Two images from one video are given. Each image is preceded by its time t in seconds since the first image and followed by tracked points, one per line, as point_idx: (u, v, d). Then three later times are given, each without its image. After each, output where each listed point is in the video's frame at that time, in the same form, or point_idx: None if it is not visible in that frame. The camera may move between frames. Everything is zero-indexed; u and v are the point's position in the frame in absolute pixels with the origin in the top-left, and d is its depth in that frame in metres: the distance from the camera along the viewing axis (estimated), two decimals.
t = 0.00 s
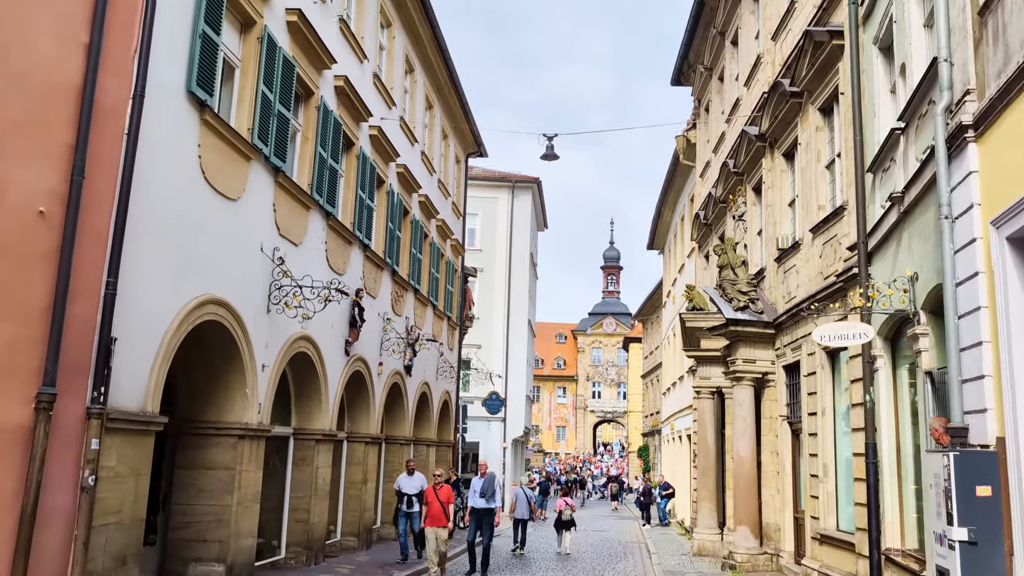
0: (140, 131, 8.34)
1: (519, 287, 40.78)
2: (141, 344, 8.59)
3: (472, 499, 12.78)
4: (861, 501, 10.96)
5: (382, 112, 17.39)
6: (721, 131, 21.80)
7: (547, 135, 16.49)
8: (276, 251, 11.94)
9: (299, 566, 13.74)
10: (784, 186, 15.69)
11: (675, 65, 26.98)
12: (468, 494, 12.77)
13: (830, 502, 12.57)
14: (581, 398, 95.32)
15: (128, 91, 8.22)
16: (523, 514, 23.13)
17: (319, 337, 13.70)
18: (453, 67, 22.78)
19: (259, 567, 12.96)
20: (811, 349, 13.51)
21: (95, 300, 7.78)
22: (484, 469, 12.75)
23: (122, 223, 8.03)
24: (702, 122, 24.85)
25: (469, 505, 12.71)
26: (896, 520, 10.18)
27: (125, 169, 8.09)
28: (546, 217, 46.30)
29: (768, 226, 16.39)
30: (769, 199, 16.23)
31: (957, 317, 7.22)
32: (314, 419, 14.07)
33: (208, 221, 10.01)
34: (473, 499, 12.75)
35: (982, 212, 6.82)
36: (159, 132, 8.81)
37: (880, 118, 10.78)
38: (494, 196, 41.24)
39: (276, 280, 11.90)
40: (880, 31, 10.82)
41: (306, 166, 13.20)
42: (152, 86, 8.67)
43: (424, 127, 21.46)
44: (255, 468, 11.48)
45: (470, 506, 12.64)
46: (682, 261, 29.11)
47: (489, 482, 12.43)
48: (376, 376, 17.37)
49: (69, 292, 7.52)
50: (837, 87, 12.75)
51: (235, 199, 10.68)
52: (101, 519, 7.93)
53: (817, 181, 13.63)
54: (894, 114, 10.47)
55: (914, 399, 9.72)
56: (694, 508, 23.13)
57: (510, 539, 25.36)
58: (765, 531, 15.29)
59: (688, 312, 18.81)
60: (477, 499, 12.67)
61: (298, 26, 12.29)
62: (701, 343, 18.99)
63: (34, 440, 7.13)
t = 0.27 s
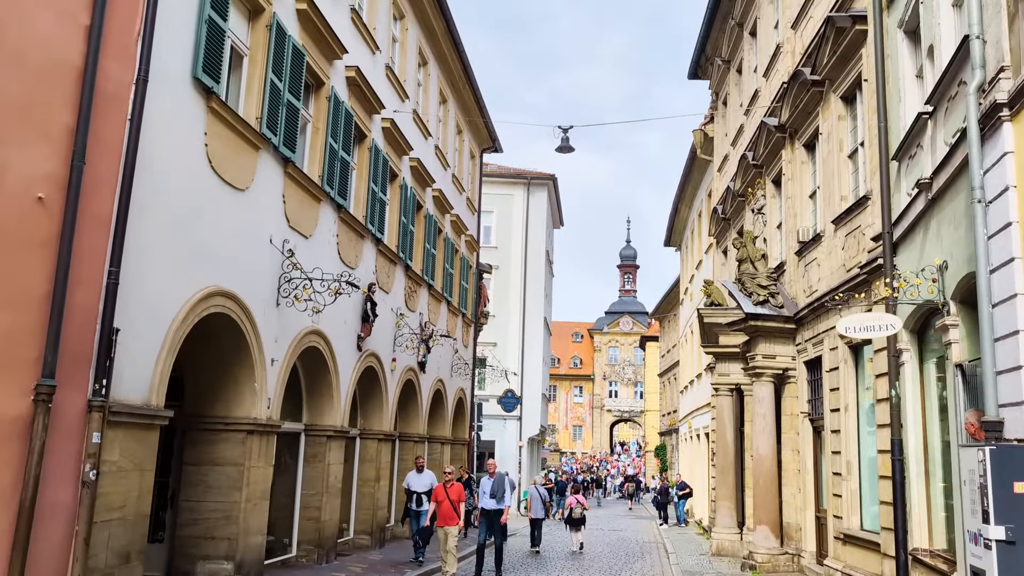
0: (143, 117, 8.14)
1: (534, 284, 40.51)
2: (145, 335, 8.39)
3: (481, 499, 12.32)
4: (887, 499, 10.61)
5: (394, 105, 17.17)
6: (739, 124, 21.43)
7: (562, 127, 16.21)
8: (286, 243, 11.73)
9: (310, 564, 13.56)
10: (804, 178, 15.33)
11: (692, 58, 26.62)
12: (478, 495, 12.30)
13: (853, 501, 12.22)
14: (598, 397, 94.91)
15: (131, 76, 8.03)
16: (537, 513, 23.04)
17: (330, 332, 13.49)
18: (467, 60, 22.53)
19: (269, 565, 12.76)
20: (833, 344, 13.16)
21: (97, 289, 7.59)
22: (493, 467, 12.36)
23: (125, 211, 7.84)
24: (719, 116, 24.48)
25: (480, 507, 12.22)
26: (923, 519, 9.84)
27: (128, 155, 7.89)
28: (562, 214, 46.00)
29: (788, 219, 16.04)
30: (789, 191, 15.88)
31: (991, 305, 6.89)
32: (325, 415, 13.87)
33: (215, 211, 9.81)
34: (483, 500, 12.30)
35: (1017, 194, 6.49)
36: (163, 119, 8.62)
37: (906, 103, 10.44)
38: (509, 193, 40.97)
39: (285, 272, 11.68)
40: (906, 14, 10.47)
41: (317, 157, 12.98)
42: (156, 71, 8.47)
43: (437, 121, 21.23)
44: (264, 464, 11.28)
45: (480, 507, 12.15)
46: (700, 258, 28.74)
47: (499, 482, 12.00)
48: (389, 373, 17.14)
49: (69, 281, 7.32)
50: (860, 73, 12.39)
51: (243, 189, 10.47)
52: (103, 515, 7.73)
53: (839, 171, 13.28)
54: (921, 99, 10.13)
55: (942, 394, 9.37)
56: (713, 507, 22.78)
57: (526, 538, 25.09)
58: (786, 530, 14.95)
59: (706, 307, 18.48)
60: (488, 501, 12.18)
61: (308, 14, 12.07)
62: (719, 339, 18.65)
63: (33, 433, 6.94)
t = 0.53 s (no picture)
0: (142, 107, 7.93)
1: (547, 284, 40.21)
2: (145, 331, 8.17)
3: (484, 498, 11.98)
4: (910, 502, 10.27)
5: (405, 100, 16.93)
6: (755, 119, 21.07)
7: (575, 122, 15.92)
8: (292, 239, 11.49)
9: (319, 566, 13.32)
10: (823, 173, 14.98)
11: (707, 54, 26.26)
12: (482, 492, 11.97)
13: (874, 504, 11.88)
14: (612, 398, 94.48)
15: (130, 65, 7.82)
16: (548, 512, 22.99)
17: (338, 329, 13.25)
18: (479, 56, 22.27)
19: (277, 567, 12.55)
20: (853, 342, 12.83)
21: (94, 283, 7.38)
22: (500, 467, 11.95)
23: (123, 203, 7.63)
24: (735, 112, 24.12)
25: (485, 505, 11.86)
26: (949, 523, 9.50)
27: (126, 145, 7.68)
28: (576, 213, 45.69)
29: (806, 215, 15.69)
30: (807, 186, 15.54)
31: None
32: (334, 414, 13.63)
33: (218, 205, 9.59)
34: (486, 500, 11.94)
35: None
36: (164, 110, 8.41)
37: (930, 93, 10.10)
38: (522, 192, 40.68)
39: (292, 269, 11.45)
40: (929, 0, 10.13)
41: (324, 152, 12.76)
42: (156, 60, 8.26)
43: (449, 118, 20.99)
44: (270, 464, 11.04)
45: (484, 506, 11.82)
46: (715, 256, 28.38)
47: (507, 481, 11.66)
48: (399, 372, 16.90)
49: (64, 274, 7.11)
50: (882, 64, 12.05)
51: (247, 182, 10.25)
52: (101, 516, 7.51)
53: (860, 165, 12.94)
54: (946, 88, 9.79)
55: (969, 393, 9.03)
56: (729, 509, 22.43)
57: (539, 539, 24.79)
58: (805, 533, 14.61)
59: (722, 306, 18.15)
60: (493, 500, 11.82)
61: (315, 5, 11.84)
62: (736, 338, 18.32)
63: (27, 432, 6.72)
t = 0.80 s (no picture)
0: (137, 92, 7.70)
1: (556, 282, 39.95)
2: (140, 324, 7.93)
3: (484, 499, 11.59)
4: (930, 502, 9.95)
5: (411, 93, 16.68)
6: (768, 113, 20.75)
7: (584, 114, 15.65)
8: (294, 232, 11.25)
9: (322, 566, 13.08)
10: (837, 166, 14.67)
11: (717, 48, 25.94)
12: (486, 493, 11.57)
13: (892, 504, 11.56)
14: (622, 397, 94.21)
15: (124, 49, 7.59)
16: (558, 513, 22.81)
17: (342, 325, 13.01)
18: (487, 50, 22.00)
19: (279, 567, 12.31)
20: (869, 338, 12.52)
21: (87, 274, 7.14)
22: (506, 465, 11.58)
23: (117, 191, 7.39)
24: (746, 107, 23.80)
25: (488, 504, 11.53)
26: (971, 524, 9.19)
27: (120, 132, 7.46)
28: (585, 211, 45.39)
29: (820, 209, 15.36)
30: (821, 179, 15.22)
31: None
32: (338, 412, 13.40)
33: (217, 195, 9.35)
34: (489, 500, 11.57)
35: None
36: (160, 97, 8.17)
37: (951, 80, 9.78)
38: (531, 189, 40.42)
39: (294, 262, 11.20)
40: None
41: (328, 144, 12.51)
42: (152, 45, 8.03)
43: (456, 112, 20.71)
44: (272, 462, 10.80)
45: (487, 506, 11.46)
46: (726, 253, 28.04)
47: (513, 480, 11.39)
48: (405, 370, 16.64)
49: (55, 263, 6.89)
50: (899, 52, 11.73)
51: (247, 173, 10.01)
52: (93, 515, 7.28)
53: (876, 156, 12.62)
54: (968, 74, 9.47)
55: (992, 389, 8.71)
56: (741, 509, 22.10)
57: (547, 539, 24.49)
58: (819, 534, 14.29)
59: (734, 302, 17.83)
60: (498, 500, 11.49)
61: None
62: (747, 335, 17.99)
63: (14, 427, 6.49)
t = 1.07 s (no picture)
0: (127, 80, 7.45)
1: (563, 281, 39.66)
2: (130, 319, 7.68)
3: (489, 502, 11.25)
4: (947, 505, 9.62)
5: (414, 88, 16.43)
6: (777, 108, 20.42)
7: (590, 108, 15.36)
8: (293, 226, 10.99)
9: (323, 568, 12.82)
10: (849, 160, 14.34)
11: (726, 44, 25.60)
12: (490, 496, 11.22)
13: (906, 506, 11.23)
14: (630, 398, 93.81)
15: (113, 35, 7.34)
16: (564, 513, 22.56)
17: (343, 322, 12.74)
18: (492, 45, 21.70)
19: (278, 569, 12.06)
20: (883, 336, 12.20)
21: (73, 267, 6.90)
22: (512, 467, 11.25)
23: (105, 181, 7.15)
24: (756, 103, 23.46)
25: (492, 508, 11.19)
26: (990, 528, 8.87)
27: (109, 120, 7.21)
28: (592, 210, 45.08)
29: (832, 204, 15.04)
30: (833, 174, 14.90)
31: None
32: (339, 411, 13.15)
33: (212, 188, 9.10)
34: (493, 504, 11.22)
35: None
36: (152, 85, 7.92)
37: (969, 68, 9.46)
38: (538, 187, 40.15)
39: (293, 258, 10.95)
40: None
41: (328, 137, 12.26)
42: (143, 32, 7.78)
43: (461, 108, 20.45)
44: (270, 462, 10.54)
45: (492, 510, 11.12)
46: (735, 251, 27.67)
47: (517, 483, 11.09)
48: (409, 369, 16.37)
49: (38, 255, 6.64)
50: (914, 41, 11.42)
51: (244, 166, 9.76)
52: (80, 517, 7.04)
53: (890, 149, 12.30)
54: (987, 61, 9.15)
55: (1013, 387, 8.39)
56: (750, 510, 21.75)
57: (553, 541, 24.19)
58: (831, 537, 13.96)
59: (744, 300, 17.52)
60: (502, 504, 11.15)
61: None
62: (757, 333, 17.67)
63: None
